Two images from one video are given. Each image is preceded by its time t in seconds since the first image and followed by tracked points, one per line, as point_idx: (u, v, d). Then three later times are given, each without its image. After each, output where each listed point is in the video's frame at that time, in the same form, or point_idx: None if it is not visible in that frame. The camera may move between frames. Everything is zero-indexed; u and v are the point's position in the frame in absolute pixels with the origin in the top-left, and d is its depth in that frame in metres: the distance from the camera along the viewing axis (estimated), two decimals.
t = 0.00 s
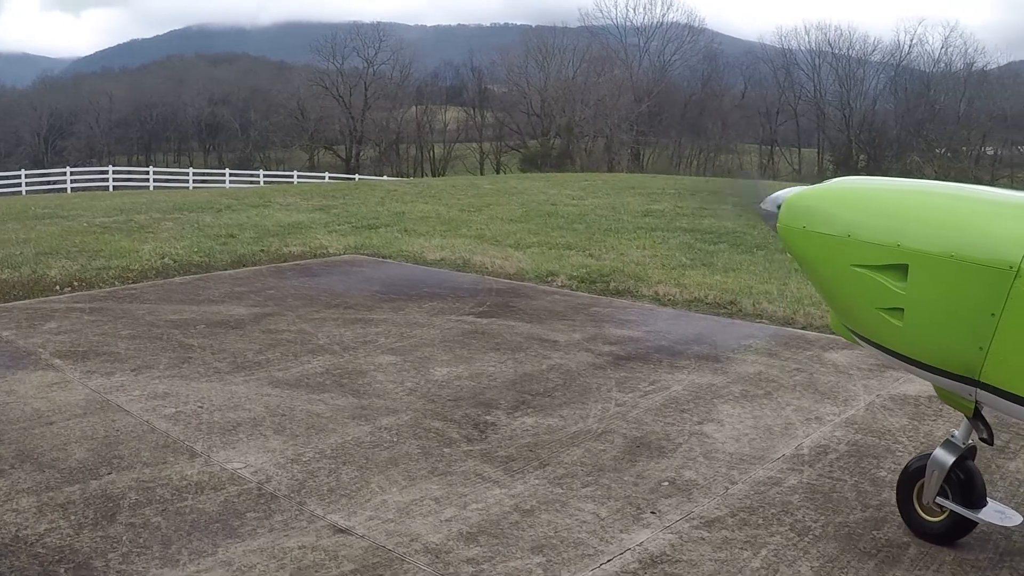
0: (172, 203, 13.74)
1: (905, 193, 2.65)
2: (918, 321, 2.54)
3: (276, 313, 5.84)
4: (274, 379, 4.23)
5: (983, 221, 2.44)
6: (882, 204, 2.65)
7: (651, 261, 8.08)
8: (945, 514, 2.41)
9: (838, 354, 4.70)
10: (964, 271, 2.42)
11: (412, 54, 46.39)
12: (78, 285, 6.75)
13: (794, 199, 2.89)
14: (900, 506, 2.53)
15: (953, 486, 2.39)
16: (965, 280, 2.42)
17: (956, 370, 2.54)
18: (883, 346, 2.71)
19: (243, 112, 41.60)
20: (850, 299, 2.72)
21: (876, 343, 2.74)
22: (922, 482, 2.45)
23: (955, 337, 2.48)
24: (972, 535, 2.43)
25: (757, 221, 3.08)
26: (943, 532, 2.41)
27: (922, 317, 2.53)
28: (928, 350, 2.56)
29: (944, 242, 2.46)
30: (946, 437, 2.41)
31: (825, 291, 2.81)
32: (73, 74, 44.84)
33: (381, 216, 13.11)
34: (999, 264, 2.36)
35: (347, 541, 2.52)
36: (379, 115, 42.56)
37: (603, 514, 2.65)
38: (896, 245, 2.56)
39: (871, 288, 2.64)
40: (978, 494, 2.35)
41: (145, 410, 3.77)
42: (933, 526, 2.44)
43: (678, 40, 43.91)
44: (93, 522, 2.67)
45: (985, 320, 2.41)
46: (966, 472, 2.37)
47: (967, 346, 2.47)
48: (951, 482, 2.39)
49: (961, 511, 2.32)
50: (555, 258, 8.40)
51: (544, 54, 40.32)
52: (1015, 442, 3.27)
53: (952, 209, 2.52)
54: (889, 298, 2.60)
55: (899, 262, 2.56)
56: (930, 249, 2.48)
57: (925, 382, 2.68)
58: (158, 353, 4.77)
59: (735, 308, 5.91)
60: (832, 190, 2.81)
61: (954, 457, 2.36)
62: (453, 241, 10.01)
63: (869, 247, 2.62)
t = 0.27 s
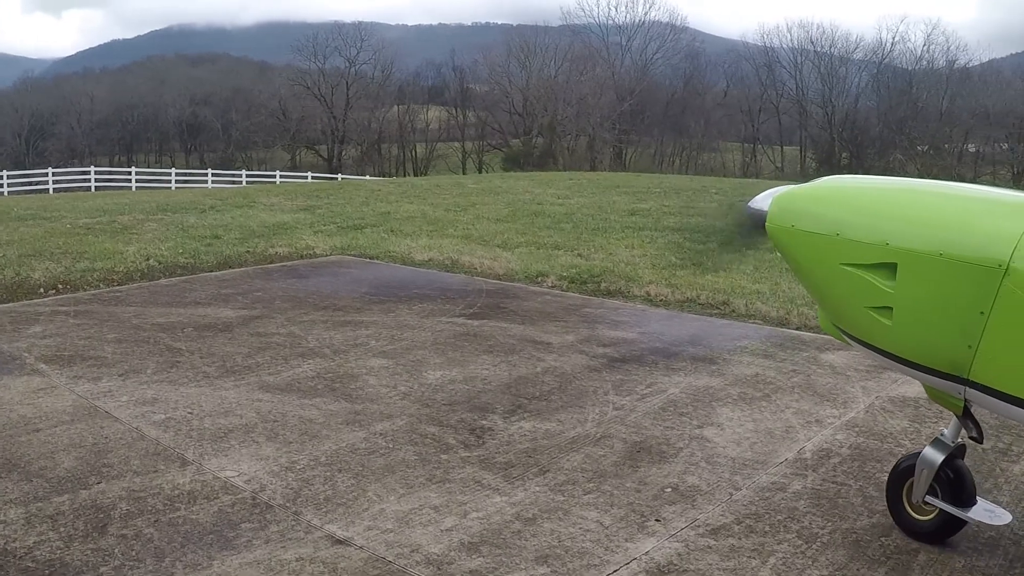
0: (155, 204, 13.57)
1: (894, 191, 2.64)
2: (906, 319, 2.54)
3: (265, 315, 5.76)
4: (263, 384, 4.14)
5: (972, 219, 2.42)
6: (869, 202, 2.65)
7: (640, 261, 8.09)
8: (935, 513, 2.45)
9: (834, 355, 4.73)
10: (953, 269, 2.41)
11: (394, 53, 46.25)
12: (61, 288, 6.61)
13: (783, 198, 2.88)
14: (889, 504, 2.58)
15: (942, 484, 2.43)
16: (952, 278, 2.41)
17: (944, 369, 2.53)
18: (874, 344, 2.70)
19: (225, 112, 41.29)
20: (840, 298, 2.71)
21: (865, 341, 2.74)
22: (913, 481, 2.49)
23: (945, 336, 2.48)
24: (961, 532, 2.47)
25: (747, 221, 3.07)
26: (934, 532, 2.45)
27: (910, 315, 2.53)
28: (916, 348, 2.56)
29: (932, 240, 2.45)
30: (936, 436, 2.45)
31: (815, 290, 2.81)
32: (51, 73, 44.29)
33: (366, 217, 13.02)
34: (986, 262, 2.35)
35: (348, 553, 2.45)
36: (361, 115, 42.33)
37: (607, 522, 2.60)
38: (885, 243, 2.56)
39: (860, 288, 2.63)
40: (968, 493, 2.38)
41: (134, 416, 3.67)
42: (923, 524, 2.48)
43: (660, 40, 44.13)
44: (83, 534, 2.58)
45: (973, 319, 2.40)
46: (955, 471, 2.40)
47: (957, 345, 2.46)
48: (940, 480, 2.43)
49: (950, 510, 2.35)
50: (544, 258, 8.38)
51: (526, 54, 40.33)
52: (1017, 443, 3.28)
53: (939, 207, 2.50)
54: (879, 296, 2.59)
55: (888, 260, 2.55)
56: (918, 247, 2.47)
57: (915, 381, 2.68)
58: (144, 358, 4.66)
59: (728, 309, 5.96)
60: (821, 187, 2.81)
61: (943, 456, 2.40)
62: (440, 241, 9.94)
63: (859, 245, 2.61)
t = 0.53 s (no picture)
0: (140, 205, 13.44)
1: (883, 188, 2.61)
2: (896, 318, 2.50)
3: (255, 318, 5.68)
4: (257, 389, 4.07)
5: (963, 218, 2.39)
6: (858, 201, 2.61)
7: (632, 262, 8.11)
8: (926, 511, 2.50)
9: (831, 356, 4.77)
10: (943, 268, 2.37)
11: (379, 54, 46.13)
12: (48, 291, 6.50)
13: (775, 196, 2.83)
14: (880, 504, 2.62)
15: (932, 483, 2.48)
16: (941, 277, 2.38)
17: (936, 369, 2.49)
18: (863, 344, 2.65)
19: (210, 113, 41.06)
20: (829, 297, 2.67)
21: (854, 341, 2.69)
22: (904, 480, 2.54)
23: (938, 335, 2.43)
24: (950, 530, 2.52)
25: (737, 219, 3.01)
26: (924, 530, 2.50)
27: (902, 314, 2.48)
28: (907, 348, 2.51)
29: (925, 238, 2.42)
30: (926, 435, 2.50)
31: (804, 289, 2.77)
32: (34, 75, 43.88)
33: (355, 218, 12.94)
34: (977, 262, 2.32)
35: (349, 564, 2.39)
36: (347, 116, 41.95)
37: (611, 529, 2.58)
38: (877, 242, 2.51)
39: (850, 287, 2.59)
40: (958, 490, 2.44)
41: (125, 423, 3.60)
42: (913, 523, 2.53)
43: (645, 40, 44.26)
44: (76, 545, 2.51)
45: (967, 319, 2.37)
46: (946, 469, 2.45)
47: (948, 345, 2.42)
48: (931, 479, 2.47)
49: (942, 508, 2.40)
50: (536, 259, 8.36)
51: (512, 55, 40.31)
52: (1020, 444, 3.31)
53: (933, 205, 2.46)
54: (867, 296, 2.56)
55: (877, 259, 2.52)
56: (908, 246, 2.44)
57: (906, 382, 2.63)
58: (133, 363, 4.58)
59: (722, 309, 5.99)
60: (808, 186, 2.77)
61: (935, 454, 2.45)
62: (429, 243, 9.86)
63: (850, 243, 2.57)
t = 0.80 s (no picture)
0: (129, 207, 13.30)
1: (878, 189, 2.70)
2: (891, 316, 2.58)
3: (248, 321, 5.60)
4: (253, 394, 4.00)
5: (956, 216, 2.47)
6: (854, 200, 2.69)
7: (627, 262, 8.11)
8: (920, 509, 2.58)
9: (832, 357, 4.81)
10: (936, 265, 2.46)
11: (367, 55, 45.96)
12: (39, 294, 6.40)
13: (771, 197, 2.94)
14: (875, 502, 2.70)
15: (928, 481, 2.56)
16: (934, 275, 2.46)
17: (928, 364, 2.57)
18: (858, 341, 2.74)
19: (198, 114, 40.80)
20: (825, 295, 2.76)
21: (849, 339, 2.78)
22: (899, 478, 2.62)
23: (928, 331, 2.52)
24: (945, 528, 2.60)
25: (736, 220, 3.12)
26: (917, 528, 2.58)
27: (895, 311, 2.57)
28: (899, 344, 2.60)
29: (916, 235, 2.50)
30: (921, 433, 2.58)
31: (799, 288, 2.86)
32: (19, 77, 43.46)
33: (346, 219, 12.85)
34: (969, 259, 2.40)
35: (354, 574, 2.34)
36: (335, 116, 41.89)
37: (620, 536, 2.55)
38: (869, 241, 2.61)
39: (844, 285, 2.68)
40: (954, 487, 2.53)
41: (120, 429, 3.53)
42: (908, 521, 2.61)
43: (633, 40, 44.31)
44: (73, 558, 2.44)
45: (960, 316, 2.45)
46: (940, 467, 2.54)
47: (942, 342, 2.50)
48: (926, 477, 2.56)
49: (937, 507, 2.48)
50: (530, 259, 8.32)
51: (500, 55, 40.24)
52: None
53: (924, 203, 2.56)
54: (862, 294, 2.64)
55: (872, 256, 2.60)
56: (903, 244, 2.52)
57: (900, 378, 2.71)
58: (126, 368, 4.50)
59: (720, 310, 6.01)
60: (807, 186, 2.86)
61: (929, 452, 2.53)
62: (422, 244, 9.82)
63: (844, 241, 2.66)
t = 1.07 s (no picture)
0: (121, 208, 13.20)
1: (876, 189, 2.68)
2: (887, 317, 2.58)
3: (243, 324, 5.54)
4: (251, 398, 3.94)
5: (953, 217, 2.46)
6: (851, 201, 2.69)
7: (627, 263, 8.12)
8: (917, 511, 2.69)
9: (837, 360, 4.83)
10: (932, 266, 2.45)
11: (359, 55, 45.86)
12: (32, 297, 6.32)
13: (770, 197, 2.94)
14: (872, 503, 2.81)
15: (924, 482, 2.65)
16: (930, 276, 2.45)
17: (924, 367, 2.56)
18: (855, 342, 2.74)
19: (189, 115, 40.62)
20: (823, 296, 2.76)
21: (847, 339, 2.78)
22: (895, 480, 2.72)
23: (926, 331, 2.51)
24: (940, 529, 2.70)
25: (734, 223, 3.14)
26: (914, 529, 2.69)
27: (889, 311, 2.57)
28: (895, 346, 2.60)
29: (915, 236, 2.49)
30: (918, 435, 2.68)
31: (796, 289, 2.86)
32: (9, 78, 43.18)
33: (340, 220, 12.76)
34: (965, 260, 2.39)
35: None
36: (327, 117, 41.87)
37: (631, 547, 2.54)
38: (866, 241, 2.60)
39: (841, 286, 2.68)
40: (949, 489, 2.60)
41: (117, 435, 3.46)
42: (904, 522, 2.72)
43: (625, 41, 44.46)
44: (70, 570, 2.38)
45: (957, 317, 2.44)
46: (937, 468, 2.62)
47: (939, 343, 2.49)
48: (923, 478, 2.64)
49: (932, 507, 2.57)
50: (526, 261, 8.27)
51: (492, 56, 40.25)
52: None
53: (920, 204, 2.55)
54: (859, 294, 2.64)
55: (868, 257, 2.60)
56: (899, 245, 2.52)
57: (896, 380, 2.71)
58: (122, 372, 4.44)
59: (721, 312, 6.00)
60: (806, 187, 2.86)
61: (925, 453, 2.62)
62: (418, 245, 9.78)
63: (841, 242, 2.66)
